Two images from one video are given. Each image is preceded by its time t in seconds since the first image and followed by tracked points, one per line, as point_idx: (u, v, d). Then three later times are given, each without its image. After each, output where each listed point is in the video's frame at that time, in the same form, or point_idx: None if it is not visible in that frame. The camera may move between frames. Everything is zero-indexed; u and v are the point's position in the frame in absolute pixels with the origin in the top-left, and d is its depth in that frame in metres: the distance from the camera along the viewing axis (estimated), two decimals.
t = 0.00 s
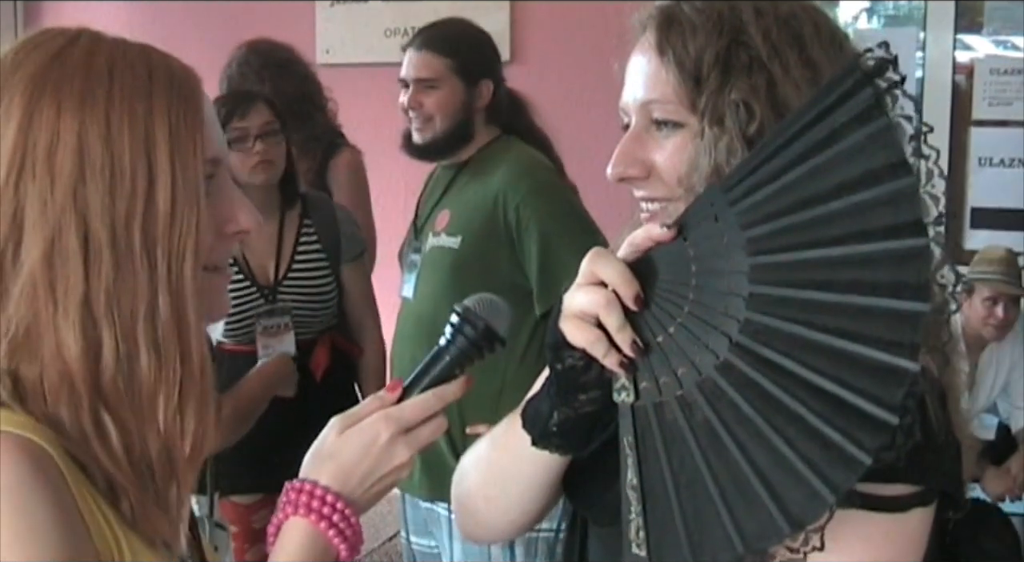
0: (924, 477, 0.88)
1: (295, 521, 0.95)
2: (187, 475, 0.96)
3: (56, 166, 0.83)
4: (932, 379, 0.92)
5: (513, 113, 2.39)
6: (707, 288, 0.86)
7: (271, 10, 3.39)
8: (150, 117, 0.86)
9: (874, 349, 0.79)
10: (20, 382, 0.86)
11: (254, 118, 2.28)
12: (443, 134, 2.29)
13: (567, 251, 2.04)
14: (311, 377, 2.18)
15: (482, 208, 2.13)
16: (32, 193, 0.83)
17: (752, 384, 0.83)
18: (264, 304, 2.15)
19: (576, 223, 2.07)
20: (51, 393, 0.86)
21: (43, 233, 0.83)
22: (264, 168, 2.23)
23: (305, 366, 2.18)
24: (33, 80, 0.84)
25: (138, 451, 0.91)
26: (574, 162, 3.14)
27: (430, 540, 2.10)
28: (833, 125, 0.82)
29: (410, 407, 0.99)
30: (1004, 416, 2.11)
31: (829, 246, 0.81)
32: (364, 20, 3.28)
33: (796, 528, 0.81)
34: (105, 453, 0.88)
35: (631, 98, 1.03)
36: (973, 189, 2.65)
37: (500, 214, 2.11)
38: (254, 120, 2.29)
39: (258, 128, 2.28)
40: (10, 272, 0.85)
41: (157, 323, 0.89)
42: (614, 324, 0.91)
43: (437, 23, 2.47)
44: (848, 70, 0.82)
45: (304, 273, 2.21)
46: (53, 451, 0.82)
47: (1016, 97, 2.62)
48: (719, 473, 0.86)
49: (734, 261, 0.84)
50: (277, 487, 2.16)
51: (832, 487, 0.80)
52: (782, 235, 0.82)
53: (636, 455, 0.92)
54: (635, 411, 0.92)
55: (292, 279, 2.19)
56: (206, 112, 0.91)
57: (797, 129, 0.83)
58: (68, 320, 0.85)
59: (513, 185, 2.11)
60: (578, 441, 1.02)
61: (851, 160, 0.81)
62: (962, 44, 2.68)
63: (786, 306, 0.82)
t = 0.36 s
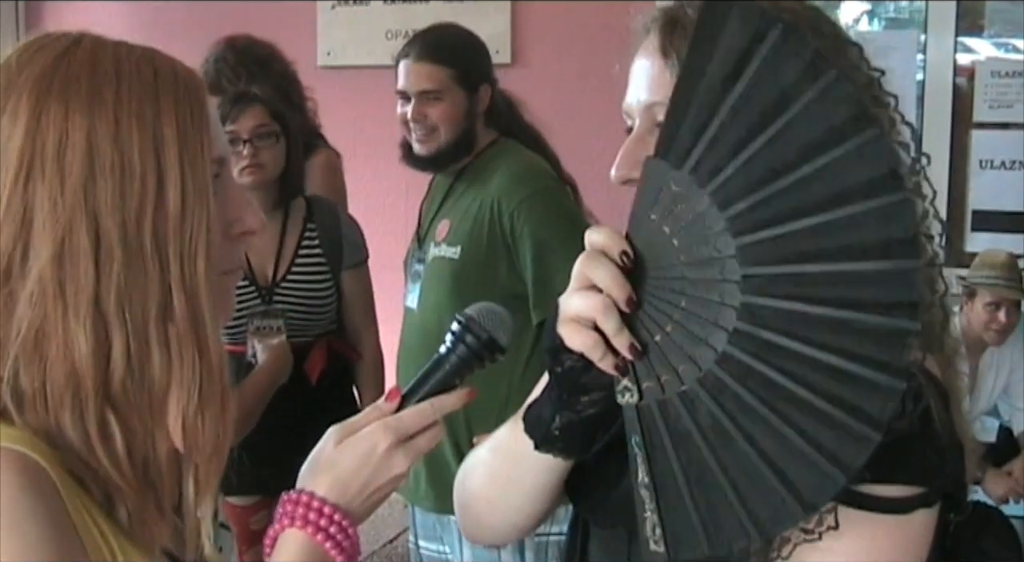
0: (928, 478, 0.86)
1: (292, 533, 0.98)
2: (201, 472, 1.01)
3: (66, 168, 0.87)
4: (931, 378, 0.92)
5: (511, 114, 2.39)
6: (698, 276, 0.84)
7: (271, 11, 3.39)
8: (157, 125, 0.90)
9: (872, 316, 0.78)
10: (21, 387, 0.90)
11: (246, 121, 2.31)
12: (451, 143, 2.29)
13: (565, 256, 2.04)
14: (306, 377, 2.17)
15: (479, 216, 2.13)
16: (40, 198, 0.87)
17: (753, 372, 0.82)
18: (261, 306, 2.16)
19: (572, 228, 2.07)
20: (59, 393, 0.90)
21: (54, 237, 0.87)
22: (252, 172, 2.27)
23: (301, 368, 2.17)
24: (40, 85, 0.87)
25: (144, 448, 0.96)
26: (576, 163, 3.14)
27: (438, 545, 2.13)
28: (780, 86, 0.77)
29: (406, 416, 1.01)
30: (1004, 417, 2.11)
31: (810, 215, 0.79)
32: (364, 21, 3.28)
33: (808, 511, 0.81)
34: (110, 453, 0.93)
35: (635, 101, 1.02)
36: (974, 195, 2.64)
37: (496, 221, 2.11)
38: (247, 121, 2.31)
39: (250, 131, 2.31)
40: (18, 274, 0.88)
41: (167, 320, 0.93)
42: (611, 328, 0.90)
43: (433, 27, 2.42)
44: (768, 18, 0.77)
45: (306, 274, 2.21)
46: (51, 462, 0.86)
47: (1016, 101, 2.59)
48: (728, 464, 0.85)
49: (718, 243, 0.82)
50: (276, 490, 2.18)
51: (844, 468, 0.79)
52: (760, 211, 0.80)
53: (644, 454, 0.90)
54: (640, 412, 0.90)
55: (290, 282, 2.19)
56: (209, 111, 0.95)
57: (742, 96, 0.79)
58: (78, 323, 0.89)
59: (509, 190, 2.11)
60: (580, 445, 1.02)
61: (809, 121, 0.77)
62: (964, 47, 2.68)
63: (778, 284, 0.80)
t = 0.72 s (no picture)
0: (928, 478, 0.86)
1: (292, 540, 0.97)
2: (194, 480, 0.99)
3: (53, 169, 0.85)
4: (931, 377, 0.92)
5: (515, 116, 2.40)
6: (692, 266, 0.85)
7: (273, 10, 3.39)
8: (149, 121, 0.89)
9: (868, 285, 0.80)
10: (15, 392, 0.88)
11: (259, 118, 2.34)
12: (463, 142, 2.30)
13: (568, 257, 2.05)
14: (308, 378, 2.19)
15: (487, 218, 2.13)
16: (27, 195, 0.85)
17: (759, 357, 0.84)
18: (265, 302, 2.19)
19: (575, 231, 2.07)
20: (47, 398, 0.88)
21: (39, 233, 0.86)
22: (266, 170, 2.31)
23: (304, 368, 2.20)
24: (32, 86, 0.86)
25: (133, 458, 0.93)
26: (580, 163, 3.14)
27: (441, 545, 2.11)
28: (754, 67, 0.79)
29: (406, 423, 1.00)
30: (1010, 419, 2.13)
31: (795, 194, 0.80)
32: (368, 21, 3.27)
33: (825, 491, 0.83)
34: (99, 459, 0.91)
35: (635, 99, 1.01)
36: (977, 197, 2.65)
37: (502, 223, 2.11)
38: (259, 120, 2.33)
39: (261, 129, 2.33)
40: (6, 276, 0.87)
41: (152, 326, 0.91)
42: (611, 330, 0.90)
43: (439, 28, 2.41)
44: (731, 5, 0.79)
45: (310, 274, 2.27)
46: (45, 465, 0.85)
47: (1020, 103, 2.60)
48: (738, 456, 0.86)
49: (709, 231, 0.83)
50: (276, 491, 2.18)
51: (857, 442, 0.81)
52: (745, 195, 0.81)
53: (650, 451, 0.91)
54: (642, 410, 0.90)
55: (297, 278, 2.25)
56: (205, 113, 0.93)
57: (715, 82, 0.80)
58: (61, 323, 0.87)
59: (514, 191, 2.11)
60: (582, 443, 1.01)
61: (786, 100, 0.79)
62: (967, 48, 2.66)
63: (769, 266, 0.82)
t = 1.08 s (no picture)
0: (923, 479, 0.86)
1: None
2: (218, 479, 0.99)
3: (93, 168, 0.85)
4: (924, 376, 0.92)
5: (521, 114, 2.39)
6: (682, 269, 0.84)
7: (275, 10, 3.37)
8: (185, 119, 0.89)
9: (856, 293, 0.79)
10: (43, 386, 0.88)
11: (266, 119, 2.38)
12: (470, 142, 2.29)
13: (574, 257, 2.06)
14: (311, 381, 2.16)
15: (492, 217, 2.13)
16: (68, 196, 0.85)
17: (745, 364, 0.82)
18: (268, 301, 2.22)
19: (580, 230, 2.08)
20: (82, 395, 0.88)
21: (80, 236, 0.86)
22: (273, 170, 2.34)
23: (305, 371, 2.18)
24: (70, 85, 0.86)
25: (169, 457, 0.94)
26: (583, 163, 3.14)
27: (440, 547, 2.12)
28: (746, 75, 0.78)
29: (348, 435, 1.02)
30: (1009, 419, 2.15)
31: (784, 200, 0.79)
32: (369, 22, 3.26)
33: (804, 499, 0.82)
34: (134, 459, 0.91)
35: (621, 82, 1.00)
36: (978, 198, 2.67)
37: (508, 221, 2.11)
38: (266, 120, 2.39)
39: (270, 130, 2.38)
40: (44, 273, 0.86)
41: (192, 322, 0.92)
42: (600, 331, 0.90)
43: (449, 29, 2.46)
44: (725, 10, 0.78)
45: (316, 274, 2.29)
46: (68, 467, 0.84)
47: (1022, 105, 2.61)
48: (722, 459, 0.85)
49: (699, 236, 0.82)
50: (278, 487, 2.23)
51: (841, 452, 0.80)
52: (735, 200, 0.80)
53: (639, 453, 0.89)
54: (632, 413, 0.89)
55: (301, 279, 2.28)
56: (237, 115, 0.94)
57: (707, 86, 0.79)
58: (103, 320, 0.87)
59: (521, 191, 2.11)
60: (577, 447, 1.01)
61: (777, 105, 0.78)
62: (969, 50, 2.67)
63: (757, 272, 0.81)
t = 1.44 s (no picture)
0: (929, 482, 0.86)
1: None
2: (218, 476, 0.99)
3: (82, 168, 0.86)
4: (931, 379, 0.92)
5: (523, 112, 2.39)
6: (690, 274, 0.83)
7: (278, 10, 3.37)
8: (175, 119, 0.89)
9: (867, 298, 0.78)
10: (34, 385, 0.88)
11: (272, 120, 2.38)
12: (461, 144, 2.29)
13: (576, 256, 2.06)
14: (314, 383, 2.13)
15: (495, 217, 2.13)
16: (57, 195, 0.86)
17: (750, 368, 0.82)
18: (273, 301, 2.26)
19: (583, 229, 2.08)
20: (74, 392, 0.88)
21: (69, 235, 0.86)
22: (277, 170, 2.34)
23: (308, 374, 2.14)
24: (60, 85, 0.86)
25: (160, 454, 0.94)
26: (586, 162, 3.14)
27: (444, 547, 2.14)
28: (752, 80, 0.78)
29: (331, 442, 1.02)
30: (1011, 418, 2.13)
31: (793, 205, 0.79)
32: (371, 22, 3.26)
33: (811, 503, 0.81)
34: (127, 454, 0.91)
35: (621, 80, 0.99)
36: (980, 196, 2.65)
37: (512, 222, 2.11)
38: (272, 121, 2.38)
39: (276, 130, 2.38)
40: (34, 274, 0.87)
41: (182, 323, 0.92)
42: (606, 335, 0.89)
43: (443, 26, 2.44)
44: (733, 14, 0.79)
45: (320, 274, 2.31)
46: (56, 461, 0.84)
47: None
48: (730, 464, 0.85)
49: (705, 242, 0.82)
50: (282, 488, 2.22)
51: (849, 458, 0.80)
52: (742, 205, 0.80)
53: (645, 458, 0.89)
54: (638, 418, 0.89)
55: (305, 279, 2.29)
56: (228, 115, 0.94)
57: (714, 91, 0.80)
58: (93, 319, 0.88)
59: (524, 191, 2.11)
60: (584, 447, 0.99)
61: (783, 111, 0.78)
62: (972, 48, 2.66)
63: (764, 278, 0.81)
